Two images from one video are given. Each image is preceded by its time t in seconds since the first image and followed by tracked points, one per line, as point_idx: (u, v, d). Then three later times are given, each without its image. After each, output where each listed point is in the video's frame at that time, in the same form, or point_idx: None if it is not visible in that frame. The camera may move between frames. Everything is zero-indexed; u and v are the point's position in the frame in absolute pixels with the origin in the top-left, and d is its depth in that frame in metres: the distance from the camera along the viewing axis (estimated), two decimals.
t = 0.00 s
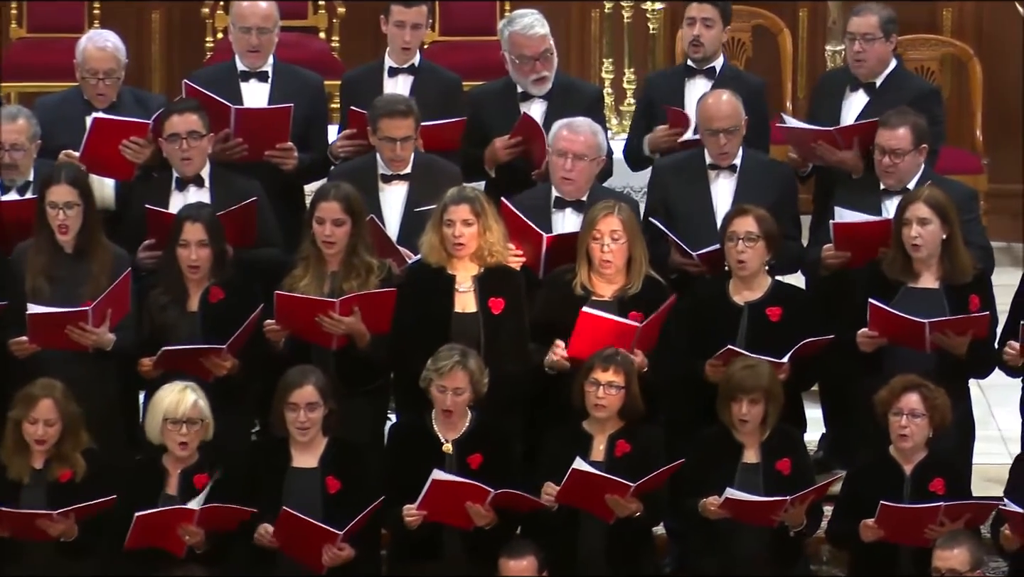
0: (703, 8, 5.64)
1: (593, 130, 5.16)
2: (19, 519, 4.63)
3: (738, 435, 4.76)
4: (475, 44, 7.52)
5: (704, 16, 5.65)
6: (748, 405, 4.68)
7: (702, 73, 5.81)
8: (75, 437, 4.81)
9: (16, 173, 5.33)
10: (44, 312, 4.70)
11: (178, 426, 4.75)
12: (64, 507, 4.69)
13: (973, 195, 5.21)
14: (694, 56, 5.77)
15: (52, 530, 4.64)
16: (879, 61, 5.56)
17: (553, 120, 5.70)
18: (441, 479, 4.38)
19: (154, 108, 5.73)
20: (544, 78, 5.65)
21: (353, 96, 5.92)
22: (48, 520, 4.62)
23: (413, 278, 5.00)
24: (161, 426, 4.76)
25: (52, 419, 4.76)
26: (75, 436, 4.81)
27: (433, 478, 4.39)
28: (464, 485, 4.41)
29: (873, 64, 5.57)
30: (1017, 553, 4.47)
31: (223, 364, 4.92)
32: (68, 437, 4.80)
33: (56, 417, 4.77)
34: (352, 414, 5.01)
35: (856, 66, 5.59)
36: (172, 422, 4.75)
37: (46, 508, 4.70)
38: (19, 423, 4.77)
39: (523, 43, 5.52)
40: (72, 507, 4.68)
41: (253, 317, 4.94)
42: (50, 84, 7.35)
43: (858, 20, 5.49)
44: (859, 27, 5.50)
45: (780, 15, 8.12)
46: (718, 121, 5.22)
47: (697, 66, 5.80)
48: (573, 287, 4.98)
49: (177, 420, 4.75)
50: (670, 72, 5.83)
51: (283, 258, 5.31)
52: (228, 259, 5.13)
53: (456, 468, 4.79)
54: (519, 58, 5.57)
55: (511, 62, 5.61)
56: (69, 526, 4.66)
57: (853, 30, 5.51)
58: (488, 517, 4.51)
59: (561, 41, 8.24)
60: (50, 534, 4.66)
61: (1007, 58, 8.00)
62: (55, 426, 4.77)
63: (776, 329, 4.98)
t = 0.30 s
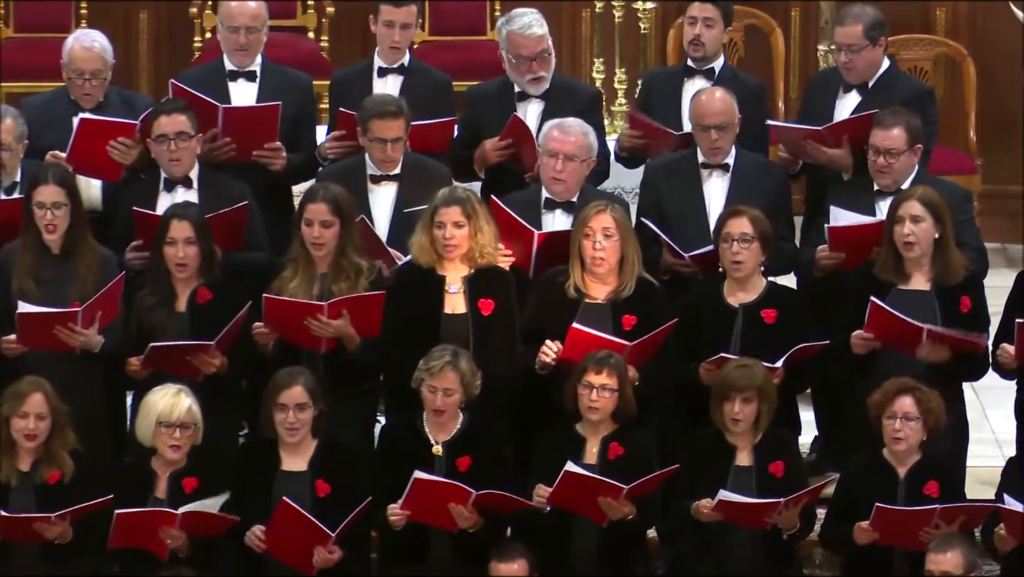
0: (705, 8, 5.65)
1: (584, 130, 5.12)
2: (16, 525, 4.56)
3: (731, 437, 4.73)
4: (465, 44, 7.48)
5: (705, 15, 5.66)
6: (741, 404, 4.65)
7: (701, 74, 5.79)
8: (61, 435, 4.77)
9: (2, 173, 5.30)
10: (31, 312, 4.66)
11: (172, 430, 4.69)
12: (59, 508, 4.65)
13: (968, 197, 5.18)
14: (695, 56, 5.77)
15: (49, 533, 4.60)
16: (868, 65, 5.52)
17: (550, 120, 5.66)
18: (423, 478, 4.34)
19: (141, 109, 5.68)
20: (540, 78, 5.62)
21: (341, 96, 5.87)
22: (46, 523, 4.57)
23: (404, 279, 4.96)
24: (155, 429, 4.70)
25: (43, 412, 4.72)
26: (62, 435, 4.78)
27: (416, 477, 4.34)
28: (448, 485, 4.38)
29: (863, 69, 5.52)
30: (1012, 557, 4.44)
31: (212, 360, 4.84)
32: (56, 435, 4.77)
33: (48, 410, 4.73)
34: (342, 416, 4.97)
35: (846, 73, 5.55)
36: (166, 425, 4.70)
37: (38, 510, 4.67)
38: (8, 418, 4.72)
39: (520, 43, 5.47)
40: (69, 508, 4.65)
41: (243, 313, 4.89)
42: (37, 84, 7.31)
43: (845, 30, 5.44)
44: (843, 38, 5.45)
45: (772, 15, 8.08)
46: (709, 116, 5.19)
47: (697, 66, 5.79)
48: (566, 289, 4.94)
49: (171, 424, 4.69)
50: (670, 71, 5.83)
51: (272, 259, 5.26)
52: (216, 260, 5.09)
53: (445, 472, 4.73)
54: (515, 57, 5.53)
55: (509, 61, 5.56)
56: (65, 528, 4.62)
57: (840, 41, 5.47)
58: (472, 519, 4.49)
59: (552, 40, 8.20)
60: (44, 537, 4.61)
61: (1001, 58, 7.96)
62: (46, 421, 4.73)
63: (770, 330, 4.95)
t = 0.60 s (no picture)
0: (703, 16, 5.62)
1: (569, 130, 5.08)
2: None
3: (718, 437, 4.69)
4: (449, 42, 7.44)
5: (703, 25, 5.63)
6: (728, 403, 4.61)
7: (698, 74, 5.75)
8: (43, 434, 4.71)
9: None
10: (12, 310, 4.61)
11: (159, 430, 4.63)
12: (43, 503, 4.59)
13: (957, 195, 5.14)
14: (694, 61, 5.73)
15: (31, 528, 4.54)
16: (857, 65, 5.49)
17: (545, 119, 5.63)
18: (405, 483, 4.29)
19: (122, 107, 5.64)
20: (538, 78, 5.58)
21: (325, 93, 5.81)
22: (30, 517, 4.52)
23: (387, 279, 4.90)
24: (141, 429, 4.64)
25: (26, 409, 4.66)
26: (44, 434, 4.71)
27: (398, 482, 4.30)
28: (431, 487, 4.34)
29: (852, 67, 5.50)
30: (1000, 558, 4.41)
31: (195, 360, 4.81)
32: (38, 434, 4.71)
33: (31, 407, 4.67)
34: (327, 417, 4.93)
35: (837, 72, 5.53)
36: (154, 425, 4.63)
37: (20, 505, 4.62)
38: None
39: (520, 41, 5.43)
40: (52, 503, 4.59)
41: (228, 311, 4.84)
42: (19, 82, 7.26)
43: (835, 28, 5.41)
44: (832, 36, 5.42)
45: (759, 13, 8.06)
46: (693, 107, 5.17)
47: (693, 66, 5.75)
48: (554, 288, 4.90)
49: (159, 424, 4.63)
50: (665, 70, 5.80)
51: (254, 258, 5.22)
52: (200, 259, 5.05)
53: (428, 473, 4.70)
54: (514, 55, 5.49)
55: (508, 58, 5.53)
56: (48, 523, 4.56)
57: (830, 39, 5.44)
58: (455, 520, 4.45)
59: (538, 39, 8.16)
60: (28, 531, 4.56)
61: (989, 57, 7.93)
62: (28, 418, 4.67)
63: (765, 330, 4.92)
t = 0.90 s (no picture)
0: (699, 19, 5.61)
1: (555, 127, 5.04)
2: None
3: (706, 437, 4.66)
4: (435, 38, 7.40)
5: (700, 27, 5.62)
6: (718, 413, 4.59)
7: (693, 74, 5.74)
8: (27, 437, 4.67)
9: None
10: None
11: (145, 428, 4.59)
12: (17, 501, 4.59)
13: (946, 194, 5.11)
14: (689, 63, 5.72)
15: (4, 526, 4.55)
16: (851, 62, 5.46)
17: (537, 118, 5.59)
18: (397, 488, 4.24)
19: (106, 106, 5.58)
20: (531, 77, 5.53)
21: (309, 92, 5.77)
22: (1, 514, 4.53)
23: (373, 278, 4.88)
24: (127, 426, 4.60)
25: (6, 415, 4.63)
26: (27, 437, 4.68)
27: (391, 486, 4.25)
28: (423, 490, 4.28)
29: (845, 64, 5.46)
30: (989, 559, 4.39)
31: (178, 362, 4.78)
32: (20, 437, 4.67)
33: (10, 413, 4.64)
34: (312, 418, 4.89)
35: (830, 68, 5.49)
36: (139, 422, 4.59)
37: None
38: None
39: (514, 39, 5.40)
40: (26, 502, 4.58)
41: (215, 308, 4.81)
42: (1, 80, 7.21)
43: (826, 24, 5.37)
44: (826, 32, 5.38)
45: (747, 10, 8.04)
46: (678, 106, 5.15)
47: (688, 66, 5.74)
48: (541, 287, 4.87)
49: (144, 421, 4.59)
50: (662, 67, 5.77)
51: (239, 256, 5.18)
52: (185, 258, 5.01)
53: (414, 474, 4.65)
54: (508, 52, 5.46)
55: (501, 56, 5.49)
56: (21, 522, 4.57)
57: (823, 34, 5.40)
58: (447, 521, 4.39)
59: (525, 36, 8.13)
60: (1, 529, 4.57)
61: (978, 55, 7.91)
62: (8, 423, 4.64)
63: (758, 330, 4.89)
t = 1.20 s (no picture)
0: (685, 15, 5.55)
1: (532, 127, 4.98)
2: None
3: (686, 436, 4.62)
4: (413, 33, 7.35)
5: (686, 24, 5.57)
6: (698, 412, 4.55)
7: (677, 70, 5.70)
8: (4, 437, 4.60)
9: None
10: None
11: (119, 427, 4.55)
12: None
13: (926, 190, 5.08)
14: (673, 59, 5.68)
15: None
16: (841, 52, 5.45)
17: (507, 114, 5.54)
18: (377, 485, 4.19)
19: (79, 101, 5.53)
20: (505, 71, 5.49)
21: (287, 87, 5.75)
22: None
23: (353, 274, 4.84)
24: (102, 426, 4.56)
25: None
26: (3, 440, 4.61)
27: (371, 483, 4.19)
28: (404, 489, 4.22)
29: (835, 54, 5.46)
30: (970, 559, 4.36)
31: (154, 357, 4.68)
32: None
33: None
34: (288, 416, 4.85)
35: (818, 56, 5.48)
36: (113, 422, 4.55)
37: None
38: None
39: (489, 33, 5.36)
40: None
41: (186, 310, 4.74)
42: None
43: (822, 8, 5.37)
44: (821, 16, 5.39)
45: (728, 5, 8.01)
46: (656, 104, 5.11)
47: (673, 62, 5.70)
48: (522, 284, 4.83)
49: (118, 421, 4.55)
50: (647, 63, 5.73)
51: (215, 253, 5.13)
52: (162, 256, 4.96)
53: (392, 473, 4.61)
54: (482, 47, 5.42)
55: (474, 50, 5.46)
56: None
57: (817, 19, 5.40)
58: (426, 521, 4.34)
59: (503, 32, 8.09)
60: None
61: (961, 53, 7.89)
62: None
63: (743, 328, 4.85)
